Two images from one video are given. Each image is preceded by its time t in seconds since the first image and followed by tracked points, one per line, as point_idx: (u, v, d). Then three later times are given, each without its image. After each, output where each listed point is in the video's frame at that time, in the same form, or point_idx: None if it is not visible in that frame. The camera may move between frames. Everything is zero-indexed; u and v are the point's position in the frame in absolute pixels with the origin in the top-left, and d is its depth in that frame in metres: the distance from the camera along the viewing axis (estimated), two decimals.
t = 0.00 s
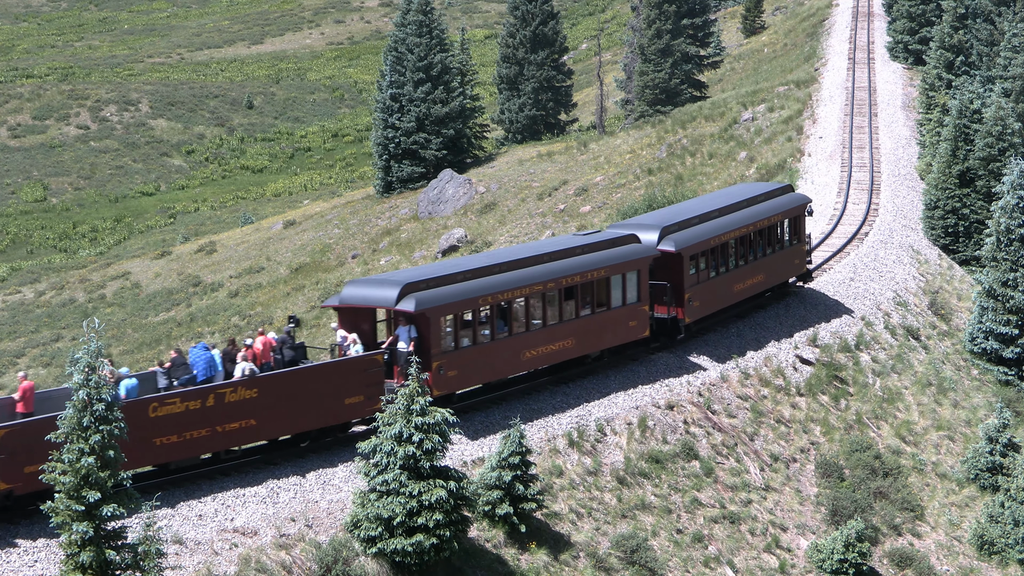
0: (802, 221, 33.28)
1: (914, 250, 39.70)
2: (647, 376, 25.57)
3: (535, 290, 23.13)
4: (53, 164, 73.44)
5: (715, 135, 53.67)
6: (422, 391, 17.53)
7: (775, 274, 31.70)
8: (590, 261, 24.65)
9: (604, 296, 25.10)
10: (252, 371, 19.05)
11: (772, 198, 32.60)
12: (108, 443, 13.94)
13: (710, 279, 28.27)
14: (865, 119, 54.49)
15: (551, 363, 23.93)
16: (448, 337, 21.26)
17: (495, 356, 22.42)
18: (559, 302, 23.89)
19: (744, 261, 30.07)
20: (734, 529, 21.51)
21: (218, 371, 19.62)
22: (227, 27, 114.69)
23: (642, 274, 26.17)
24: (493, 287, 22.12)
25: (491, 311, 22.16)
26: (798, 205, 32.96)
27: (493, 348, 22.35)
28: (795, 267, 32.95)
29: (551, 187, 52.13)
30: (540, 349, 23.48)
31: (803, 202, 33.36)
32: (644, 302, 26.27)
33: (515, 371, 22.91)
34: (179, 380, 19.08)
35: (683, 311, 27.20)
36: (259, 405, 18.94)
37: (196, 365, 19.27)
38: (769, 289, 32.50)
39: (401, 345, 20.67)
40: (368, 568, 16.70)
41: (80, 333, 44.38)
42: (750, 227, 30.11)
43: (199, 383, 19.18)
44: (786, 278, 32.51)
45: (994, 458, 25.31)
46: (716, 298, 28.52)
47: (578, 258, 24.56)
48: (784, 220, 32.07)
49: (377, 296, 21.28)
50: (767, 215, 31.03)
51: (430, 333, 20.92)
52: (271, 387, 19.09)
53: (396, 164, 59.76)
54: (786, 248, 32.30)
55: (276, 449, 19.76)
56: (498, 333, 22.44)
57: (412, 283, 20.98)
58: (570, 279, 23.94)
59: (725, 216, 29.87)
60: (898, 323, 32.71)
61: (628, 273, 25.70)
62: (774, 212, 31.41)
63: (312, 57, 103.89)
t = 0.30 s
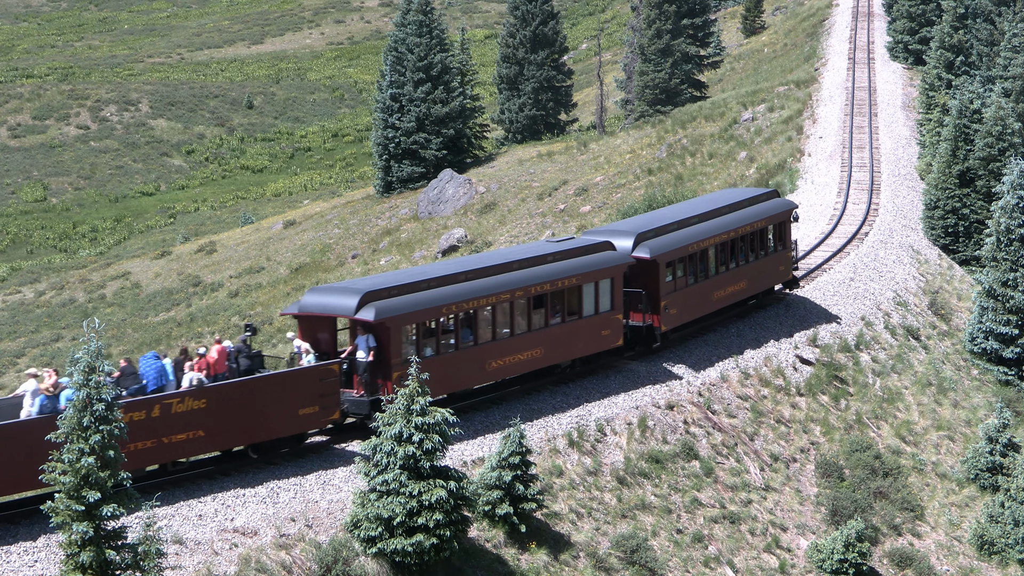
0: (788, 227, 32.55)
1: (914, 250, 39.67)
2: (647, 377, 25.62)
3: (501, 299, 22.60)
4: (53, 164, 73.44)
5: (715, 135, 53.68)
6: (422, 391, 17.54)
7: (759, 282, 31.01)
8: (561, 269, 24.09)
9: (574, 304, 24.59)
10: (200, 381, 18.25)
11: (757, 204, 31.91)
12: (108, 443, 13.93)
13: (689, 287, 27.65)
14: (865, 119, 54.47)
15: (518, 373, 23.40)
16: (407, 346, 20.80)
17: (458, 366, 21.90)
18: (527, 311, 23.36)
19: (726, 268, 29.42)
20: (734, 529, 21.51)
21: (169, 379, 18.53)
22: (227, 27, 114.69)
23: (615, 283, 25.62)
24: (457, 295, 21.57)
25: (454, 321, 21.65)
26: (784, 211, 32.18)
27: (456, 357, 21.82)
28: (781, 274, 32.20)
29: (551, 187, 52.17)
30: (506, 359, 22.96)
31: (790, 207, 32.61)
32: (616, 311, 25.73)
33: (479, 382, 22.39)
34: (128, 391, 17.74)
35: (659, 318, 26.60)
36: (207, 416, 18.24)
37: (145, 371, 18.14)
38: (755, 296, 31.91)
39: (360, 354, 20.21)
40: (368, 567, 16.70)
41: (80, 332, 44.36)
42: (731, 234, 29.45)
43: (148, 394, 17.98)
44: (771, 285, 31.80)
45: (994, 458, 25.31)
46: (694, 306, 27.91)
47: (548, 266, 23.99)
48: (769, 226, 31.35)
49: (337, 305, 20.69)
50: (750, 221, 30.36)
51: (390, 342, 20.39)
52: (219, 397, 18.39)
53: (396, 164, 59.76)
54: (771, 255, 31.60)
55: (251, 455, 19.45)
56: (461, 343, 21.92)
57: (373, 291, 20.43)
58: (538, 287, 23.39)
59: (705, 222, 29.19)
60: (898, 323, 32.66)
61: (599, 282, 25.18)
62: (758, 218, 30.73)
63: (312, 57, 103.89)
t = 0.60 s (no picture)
0: (772, 234, 31.71)
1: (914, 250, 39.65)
2: (647, 377, 25.64)
3: (467, 307, 21.94)
4: (53, 164, 73.45)
5: (715, 135, 53.71)
6: (422, 391, 17.54)
7: (740, 289, 30.30)
8: (530, 277, 23.42)
9: (545, 312, 23.87)
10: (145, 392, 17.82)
11: (738, 210, 31.17)
12: (108, 443, 13.94)
13: (665, 294, 26.97)
14: (865, 119, 54.44)
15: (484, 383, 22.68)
16: (367, 355, 20.10)
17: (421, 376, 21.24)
18: (494, 319, 22.67)
19: (705, 275, 28.69)
20: (734, 529, 21.51)
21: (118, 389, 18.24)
22: (227, 27, 114.66)
23: (587, 291, 24.88)
24: (419, 304, 20.94)
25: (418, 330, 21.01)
26: (767, 218, 31.47)
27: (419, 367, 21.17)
28: (764, 281, 31.43)
29: (551, 187, 52.19)
30: (472, 368, 22.26)
31: (773, 214, 31.78)
32: (589, 320, 25.00)
33: (443, 393, 21.67)
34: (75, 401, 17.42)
35: (634, 325, 25.86)
36: (153, 427, 17.57)
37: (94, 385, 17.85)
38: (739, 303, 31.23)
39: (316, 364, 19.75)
40: (368, 567, 16.69)
41: (80, 332, 44.36)
42: (711, 240, 28.72)
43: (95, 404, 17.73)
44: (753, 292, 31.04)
45: (994, 458, 25.30)
46: (671, 314, 27.23)
47: (516, 273, 23.32)
48: (751, 233, 30.64)
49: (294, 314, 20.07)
50: (729, 227, 29.60)
51: (348, 352, 19.75)
52: (165, 408, 17.71)
53: (396, 164, 59.75)
54: (753, 262, 30.79)
55: (233, 460, 19.17)
56: (423, 353, 21.24)
57: (331, 300, 19.83)
58: (506, 295, 22.69)
59: (682, 229, 28.52)
60: (898, 323, 32.65)
61: (571, 289, 24.48)
62: (738, 224, 29.99)
63: (312, 57, 103.85)
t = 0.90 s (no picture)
0: (755, 239, 30.74)
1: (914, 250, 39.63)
2: (647, 377, 25.66)
3: (428, 316, 21.25)
4: (53, 164, 73.44)
5: (715, 135, 53.74)
6: (422, 391, 17.54)
7: (723, 297, 29.44)
8: (497, 284, 22.73)
9: (511, 320, 23.17)
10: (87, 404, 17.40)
11: (721, 216, 30.24)
12: (108, 443, 13.94)
13: (640, 302, 26.17)
14: (865, 119, 54.41)
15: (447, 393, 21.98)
16: (322, 365, 19.47)
17: (379, 385, 20.55)
18: (458, 328, 21.99)
19: (684, 283, 27.83)
20: (734, 529, 21.51)
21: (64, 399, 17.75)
22: (227, 27, 114.65)
23: (557, 298, 24.14)
24: (378, 312, 20.27)
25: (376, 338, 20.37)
26: (752, 223, 30.56)
27: (377, 376, 20.50)
28: (748, 287, 30.54)
29: (551, 187, 52.21)
30: (434, 378, 21.56)
31: (757, 219, 30.77)
32: (559, 328, 24.26)
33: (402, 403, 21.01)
34: (19, 411, 17.20)
35: (607, 334, 25.11)
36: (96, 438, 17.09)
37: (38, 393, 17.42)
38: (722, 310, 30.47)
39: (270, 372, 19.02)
40: (368, 568, 16.69)
41: (80, 332, 44.37)
42: (690, 246, 27.86)
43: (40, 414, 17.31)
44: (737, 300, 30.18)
45: (994, 458, 25.30)
46: (647, 322, 26.43)
47: (482, 281, 22.62)
48: (735, 239, 29.77)
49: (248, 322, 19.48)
50: (710, 233, 28.72)
51: (302, 359, 19.14)
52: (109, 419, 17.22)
53: (396, 164, 59.73)
54: (735, 269, 29.89)
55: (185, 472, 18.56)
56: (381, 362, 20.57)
57: (285, 307, 19.20)
58: (470, 303, 21.99)
59: (662, 234, 27.68)
60: (898, 323, 32.64)
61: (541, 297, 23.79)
62: (720, 230, 29.08)
63: (312, 57, 103.85)
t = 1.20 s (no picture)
0: (737, 247, 29.81)
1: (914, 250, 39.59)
2: (647, 377, 25.69)
3: (388, 324, 20.53)
4: (53, 164, 73.46)
5: (715, 135, 53.77)
6: (422, 391, 17.54)
7: (704, 305, 28.59)
8: (463, 291, 22.02)
9: (477, 328, 22.44)
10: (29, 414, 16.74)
11: (702, 223, 29.33)
12: (108, 443, 13.95)
13: (615, 310, 25.35)
14: (865, 119, 54.38)
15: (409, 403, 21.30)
16: (275, 375, 18.87)
17: (335, 396, 19.87)
18: (421, 336, 21.28)
19: (661, 290, 26.97)
20: (734, 529, 21.51)
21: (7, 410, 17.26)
22: (227, 27, 114.67)
23: (524, 306, 23.39)
24: (334, 321, 19.57)
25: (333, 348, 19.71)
26: (735, 229, 29.70)
27: (332, 387, 19.81)
28: (731, 294, 29.64)
29: (551, 187, 52.23)
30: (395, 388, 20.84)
31: (740, 226, 29.85)
32: (527, 337, 23.48)
33: (359, 414, 20.29)
34: None
35: (577, 343, 24.32)
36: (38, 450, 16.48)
37: None
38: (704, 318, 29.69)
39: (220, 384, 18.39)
40: (368, 567, 16.69)
41: (80, 333, 44.38)
42: (668, 254, 26.99)
43: None
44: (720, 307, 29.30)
45: (994, 458, 25.30)
46: (621, 330, 25.61)
47: (447, 288, 21.91)
48: (717, 245, 28.93)
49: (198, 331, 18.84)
50: (689, 240, 27.85)
51: (253, 369, 18.51)
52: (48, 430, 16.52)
53: (396, 164, 59.70)
54: (716, 276, 28.99)
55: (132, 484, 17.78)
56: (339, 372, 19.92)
57: (237, 315, 18.57)
58: (433, 311, 21.26)
59: (639, 241, 26.84)
60: (898, 323, 32.64)
61: (510, 304, 23.08)
62: (699, 237, 28.21)
63: (312, 57, 103.86)
